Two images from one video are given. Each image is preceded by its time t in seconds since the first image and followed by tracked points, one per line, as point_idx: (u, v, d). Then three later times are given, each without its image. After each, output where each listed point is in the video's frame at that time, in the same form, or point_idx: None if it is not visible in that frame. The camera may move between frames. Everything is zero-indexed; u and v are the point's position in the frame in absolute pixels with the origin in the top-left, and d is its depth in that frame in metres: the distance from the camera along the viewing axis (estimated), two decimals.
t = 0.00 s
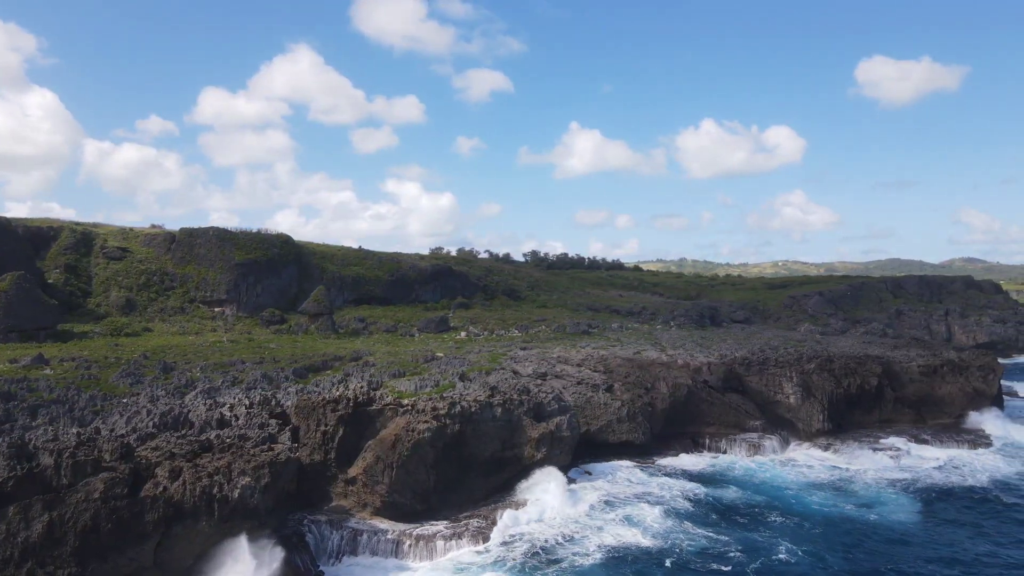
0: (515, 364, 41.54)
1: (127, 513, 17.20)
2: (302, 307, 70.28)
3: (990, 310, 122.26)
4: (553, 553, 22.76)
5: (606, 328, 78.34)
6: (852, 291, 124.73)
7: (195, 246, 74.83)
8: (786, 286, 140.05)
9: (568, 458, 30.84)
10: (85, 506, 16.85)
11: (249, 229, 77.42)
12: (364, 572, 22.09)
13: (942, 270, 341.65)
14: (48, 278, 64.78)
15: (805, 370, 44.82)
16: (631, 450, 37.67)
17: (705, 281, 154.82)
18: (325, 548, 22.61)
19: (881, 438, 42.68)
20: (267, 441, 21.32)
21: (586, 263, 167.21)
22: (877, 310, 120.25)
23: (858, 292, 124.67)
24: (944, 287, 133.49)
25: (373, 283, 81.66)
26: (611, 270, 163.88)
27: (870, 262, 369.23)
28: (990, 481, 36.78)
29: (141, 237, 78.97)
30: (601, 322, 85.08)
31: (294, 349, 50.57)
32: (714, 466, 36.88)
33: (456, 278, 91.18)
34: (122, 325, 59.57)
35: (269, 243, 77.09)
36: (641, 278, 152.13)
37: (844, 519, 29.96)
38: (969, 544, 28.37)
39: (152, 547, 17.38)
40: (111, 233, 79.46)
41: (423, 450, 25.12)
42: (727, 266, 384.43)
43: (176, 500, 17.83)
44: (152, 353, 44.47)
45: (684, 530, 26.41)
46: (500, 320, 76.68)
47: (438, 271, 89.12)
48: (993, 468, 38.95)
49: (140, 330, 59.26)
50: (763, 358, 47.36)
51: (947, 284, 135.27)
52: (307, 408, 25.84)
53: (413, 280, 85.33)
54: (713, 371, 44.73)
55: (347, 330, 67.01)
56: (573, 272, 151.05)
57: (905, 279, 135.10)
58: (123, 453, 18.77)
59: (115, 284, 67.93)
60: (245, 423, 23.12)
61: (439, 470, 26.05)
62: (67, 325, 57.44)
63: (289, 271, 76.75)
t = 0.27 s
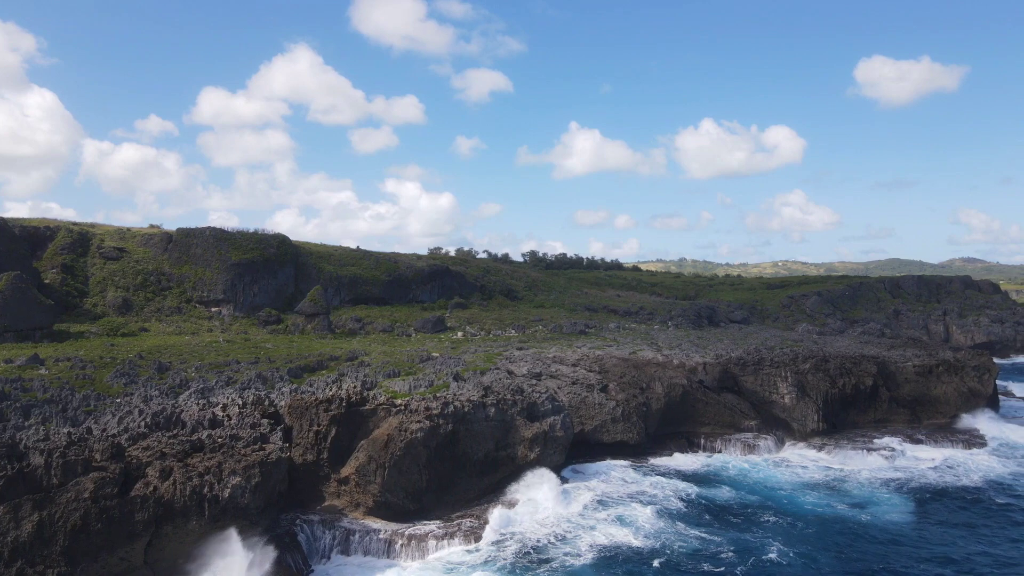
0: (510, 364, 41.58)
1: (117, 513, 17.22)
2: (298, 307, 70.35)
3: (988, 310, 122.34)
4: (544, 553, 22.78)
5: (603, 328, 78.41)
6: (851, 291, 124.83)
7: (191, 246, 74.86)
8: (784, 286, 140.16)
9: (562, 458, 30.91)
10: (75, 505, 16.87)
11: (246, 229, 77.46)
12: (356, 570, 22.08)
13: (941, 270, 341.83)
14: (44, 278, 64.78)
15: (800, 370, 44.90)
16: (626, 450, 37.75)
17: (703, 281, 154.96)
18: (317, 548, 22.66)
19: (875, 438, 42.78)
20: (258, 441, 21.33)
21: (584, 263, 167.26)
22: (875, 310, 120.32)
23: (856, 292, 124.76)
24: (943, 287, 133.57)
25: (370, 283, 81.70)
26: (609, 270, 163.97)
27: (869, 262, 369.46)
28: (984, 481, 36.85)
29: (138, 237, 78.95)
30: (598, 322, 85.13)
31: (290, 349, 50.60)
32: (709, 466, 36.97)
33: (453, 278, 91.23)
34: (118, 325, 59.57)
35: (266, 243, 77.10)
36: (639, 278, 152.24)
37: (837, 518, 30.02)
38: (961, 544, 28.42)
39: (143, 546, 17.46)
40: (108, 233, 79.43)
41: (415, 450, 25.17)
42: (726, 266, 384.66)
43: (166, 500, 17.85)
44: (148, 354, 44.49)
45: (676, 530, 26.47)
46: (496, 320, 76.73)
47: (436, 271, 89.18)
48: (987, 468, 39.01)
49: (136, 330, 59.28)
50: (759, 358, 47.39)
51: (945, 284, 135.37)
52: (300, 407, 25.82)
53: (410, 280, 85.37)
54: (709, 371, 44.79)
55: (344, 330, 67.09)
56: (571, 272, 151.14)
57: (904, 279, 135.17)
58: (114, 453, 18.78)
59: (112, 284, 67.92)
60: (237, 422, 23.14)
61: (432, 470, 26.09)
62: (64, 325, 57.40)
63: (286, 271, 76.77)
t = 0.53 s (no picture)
0: (503, 364, 41.61)
1: (104, 513, 17.24)
2: (293, 307, 70.37)
3: (985, 310, 122.50)
4: (532, 553, 22.81)
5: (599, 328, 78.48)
6: (848, 290, 124.96)
7: (187, 246, 74.85)
8: (781, 286, 140.29)
9: (553, 458, 30.97)
10: (61, 505, 16.88)
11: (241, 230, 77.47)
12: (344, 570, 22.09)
13: (938, 270, 342.30)
14: (39, 278, 64.72)
15: (793, 370, 44.93)
16: (619, 450, 37.80)
17: (700, 281, 155.08)
18: (306, 548, 22.62)
19: (868, 438, 42.87)
20: (247, 441, 21.35)
21: (582, 263, 167.32)
22: (872, 310, 120.50)
23: (853, 292, 124.94)
24: (940, 287, 133.69)
25: (366, 283, 81.72)
26: (607, 270, 164.03)
27: (867, 262, 369.90)
28: (975, 481, 36.93)
29: (134, 237, 78.92)
30: (594, 322, 85.21)
31: (284, 349, 50.62)
32: (701, 466, 37.03)
33: (450, 278, 91.25)
34: (112, 325, 59.54)
35: (262, 243, 77.11)
36: (636, 278, 152.33)
37: (828, 518, 30.08)
38: (951, 544, 28.50)
39: (129, 546, 17.48)
40: (104, 233, 79.39)
41: (405, 449, 25.20)
42: (724, 266, 384.94)
43: (153, 500, 17.86)
44: (141, 353, 44.51)
45: (666, 531, 26.53)
46: (492, 320, 76.78)
47: (432, 271, 89.20)
48: (979, 469, 39.10)
49: (131, 330, 59.26)
50: (752, 358, 47.41)
51: (942, 284, 135.60)
52: (290, 407, 25.84)
53: (406, 280, 85.42)
54: (702, 371, 44.83)
55: (339, 330, 67.15)
56: (569, 272, 151.20)
57: (901, 279, 135.34)
58: (101, 453, 18.79)
59: (107, 284, 67.90)
60: (227, 422, 23.15)
61: (422, 469, 26.13)
62: (58, 325, 57.39)
63: (282, 271, 76.76)
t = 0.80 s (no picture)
0: (498, 364, 41.65)
1: (94, 513, 17.26)
2: (290, 307, 70.44)
3: (983, 310, 122.64)
4: (523, 553, 22.85)
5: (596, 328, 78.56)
6: (846, 290, 125.07)
7: (184, 247, 74.87)
8: (780, 286, 140.41)
9: (547, 458, 31.03)
10: (51, 505, 16.92)
11: (238, 230, 77.50)
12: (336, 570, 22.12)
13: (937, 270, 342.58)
14: (36, 278, 64.73)
15: (789, 370, 44.97)
16: (613, 450, 37.86)
17: (699, 280, 155.23)
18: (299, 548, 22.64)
19: (863, 438, 42.93)
20: (238, 441, 21.37)
21: (581, 263, 167.39)
22: (870, 310, 120.59)
23: (851, 292, 125.01)
24: (939, 287, 133.80)
25: (363, 283, 81.78)
26: (606, 270, 164.10)
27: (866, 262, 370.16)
28: (969, 481, 36.99)
29: (131, 237, 78.91)
30: (592, 322, 85.30)
31: (280, 349, 50.68)
32: (696, 466, 37.10)
33: (447, 278, 91.30)
34: (108, 325, 59.51)
35: (258, 243, 77.13)
36: (635, 278, 152.42)
37: (821, 518, 30.13)
38: (943, 543, 28.56)
39: (119, 546, 17.52)
40: (101, 233, 79.38)
41: (398, 449, 25.23)
42: (723, 266, 385.14)
43: (143, 500, 17.90)
44: (137, 353, 44.53)
45: (657, 532, 26.56)
46: (489, 320, 76.88)
47: (429, 271, 89.25)
48: (973, 469, 39.18)
49: (127, 330, 59.29)
50: (748, 357, 47.44)
51: (941, 284, 135.67)
52: (283, 407, 25.86)
53: (403, 280, 85.47)
54: (697, 371, 44.86)
55: (335, 330, 67.19)
56: (567, 272, 151.28)
57: (899, 279, 135.46)
58: (92, 452, 18.83)
59: (103, 284, 67.92)
60: (219, 422, 23.17)
61: (415, 469, 26.18)
62: (54, 325, 57.39)
63: (279, 271, 76.76)
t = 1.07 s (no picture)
0: (491, 364, 41.72)
1: (80, 513, 17.29)
2: (285, 307, 70.51)
3: (980, 310, 122.83)
4: (512, 554, 22.86)
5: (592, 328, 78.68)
6: (843, 290, 125.23)
7: (179, 247, 74.88)
8: (777, 286, 140.58)
9: (538, 458, 31.10)
10: (37, 505, 16.95)
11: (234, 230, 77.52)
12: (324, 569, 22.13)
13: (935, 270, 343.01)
14: (31, 278, 64.71)
15: (782, 370, 45.03)
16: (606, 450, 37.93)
17: (696, 280, 155.43)
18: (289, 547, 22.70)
19: (856, 438, 43.01)
20: (227, 441, 21.40)
21: (579, 262, 167.52)
22: (867, 310, 120.77)
23: (848, 292, 125.15)
24: (936, 287, 133.97)
25: (359, 283, 81.84)
26: (604, 270, 164.21)
27: (863, 262, 370.61)
28: (961, 482, 37.08)
29: (127, 237, 78.89)
30: (588, 322, 85.43)
31: (275, 349, 50.74)
32: (688, 466, 37.18)
33: (443, 278, 91.36)
34: (103, 325, 59.52)
35: (254, 243, 77.16)
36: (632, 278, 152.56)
37: (811, 517, 30.22)
38: (932, 542, 28.65)
39: (106, 546, 17.55)
40: (97, 233, 79.37)
41: (388, 449, 25.27)
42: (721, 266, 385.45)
43: (130, 499, 17.94)
44: (131, 353, 44.56)
45: (647, 533, 26.59)
46: (485, 320, 77.05)
47: (425, 271, 89.34)
48: (965, 469, 39.28)
49: (122, 330, 59.30)
50: (741, 357, 47.47)
51: (938, 284, 135.82)
52: (274, 407, 25.88)
53: (399, 280, 85.53)
54: (691, 371, 44.85)
55: (330, 330, 67.24)
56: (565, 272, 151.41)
57: (897, 279, 135.63)
58: (80, 452, 18.85)
59: (99, 284, 67.92)
60: (208, 422, 23.19)
61: (405, 469, 26.23)
62: (49, 325, 57.37)
63: (275, 271, 76.77)
